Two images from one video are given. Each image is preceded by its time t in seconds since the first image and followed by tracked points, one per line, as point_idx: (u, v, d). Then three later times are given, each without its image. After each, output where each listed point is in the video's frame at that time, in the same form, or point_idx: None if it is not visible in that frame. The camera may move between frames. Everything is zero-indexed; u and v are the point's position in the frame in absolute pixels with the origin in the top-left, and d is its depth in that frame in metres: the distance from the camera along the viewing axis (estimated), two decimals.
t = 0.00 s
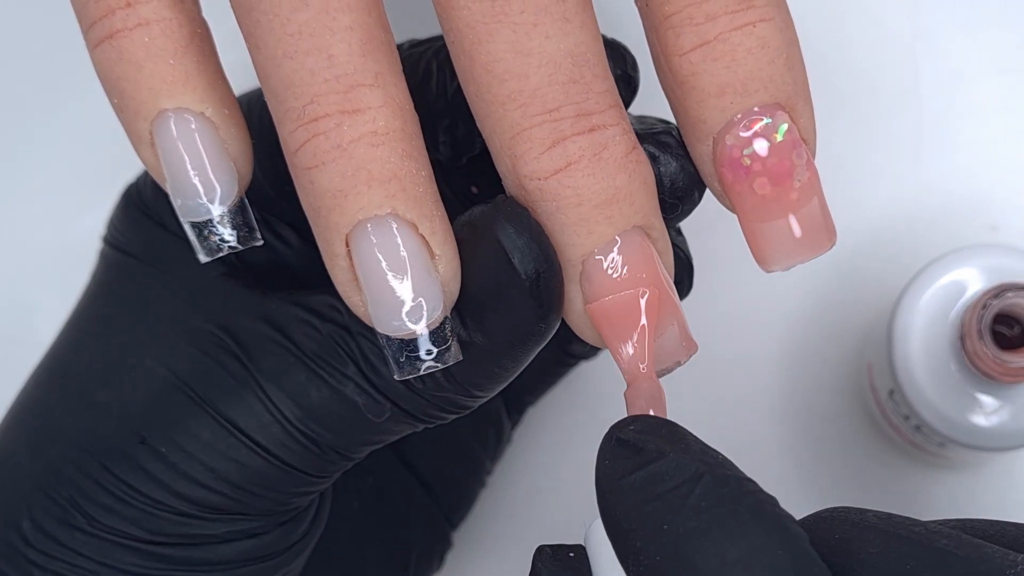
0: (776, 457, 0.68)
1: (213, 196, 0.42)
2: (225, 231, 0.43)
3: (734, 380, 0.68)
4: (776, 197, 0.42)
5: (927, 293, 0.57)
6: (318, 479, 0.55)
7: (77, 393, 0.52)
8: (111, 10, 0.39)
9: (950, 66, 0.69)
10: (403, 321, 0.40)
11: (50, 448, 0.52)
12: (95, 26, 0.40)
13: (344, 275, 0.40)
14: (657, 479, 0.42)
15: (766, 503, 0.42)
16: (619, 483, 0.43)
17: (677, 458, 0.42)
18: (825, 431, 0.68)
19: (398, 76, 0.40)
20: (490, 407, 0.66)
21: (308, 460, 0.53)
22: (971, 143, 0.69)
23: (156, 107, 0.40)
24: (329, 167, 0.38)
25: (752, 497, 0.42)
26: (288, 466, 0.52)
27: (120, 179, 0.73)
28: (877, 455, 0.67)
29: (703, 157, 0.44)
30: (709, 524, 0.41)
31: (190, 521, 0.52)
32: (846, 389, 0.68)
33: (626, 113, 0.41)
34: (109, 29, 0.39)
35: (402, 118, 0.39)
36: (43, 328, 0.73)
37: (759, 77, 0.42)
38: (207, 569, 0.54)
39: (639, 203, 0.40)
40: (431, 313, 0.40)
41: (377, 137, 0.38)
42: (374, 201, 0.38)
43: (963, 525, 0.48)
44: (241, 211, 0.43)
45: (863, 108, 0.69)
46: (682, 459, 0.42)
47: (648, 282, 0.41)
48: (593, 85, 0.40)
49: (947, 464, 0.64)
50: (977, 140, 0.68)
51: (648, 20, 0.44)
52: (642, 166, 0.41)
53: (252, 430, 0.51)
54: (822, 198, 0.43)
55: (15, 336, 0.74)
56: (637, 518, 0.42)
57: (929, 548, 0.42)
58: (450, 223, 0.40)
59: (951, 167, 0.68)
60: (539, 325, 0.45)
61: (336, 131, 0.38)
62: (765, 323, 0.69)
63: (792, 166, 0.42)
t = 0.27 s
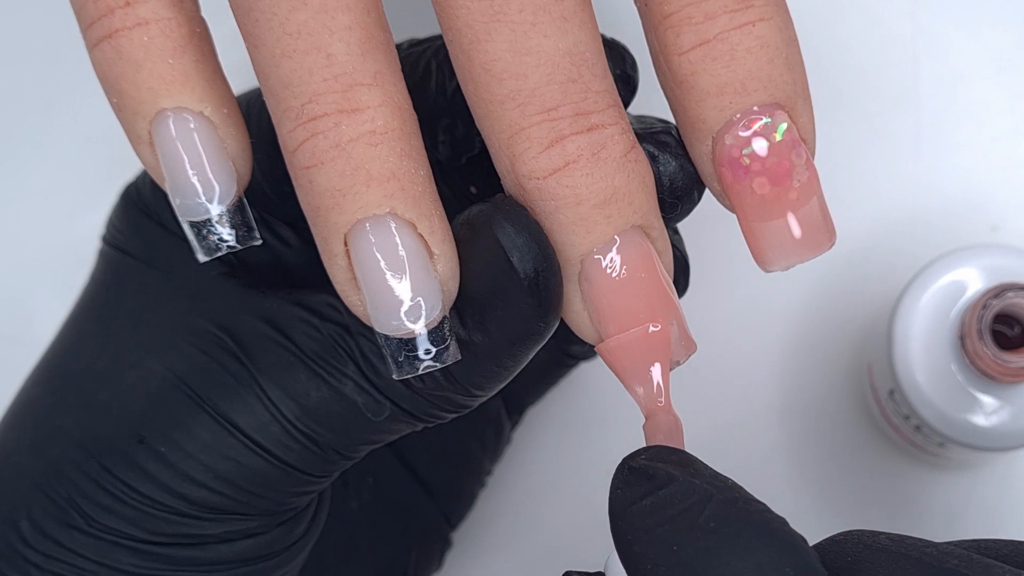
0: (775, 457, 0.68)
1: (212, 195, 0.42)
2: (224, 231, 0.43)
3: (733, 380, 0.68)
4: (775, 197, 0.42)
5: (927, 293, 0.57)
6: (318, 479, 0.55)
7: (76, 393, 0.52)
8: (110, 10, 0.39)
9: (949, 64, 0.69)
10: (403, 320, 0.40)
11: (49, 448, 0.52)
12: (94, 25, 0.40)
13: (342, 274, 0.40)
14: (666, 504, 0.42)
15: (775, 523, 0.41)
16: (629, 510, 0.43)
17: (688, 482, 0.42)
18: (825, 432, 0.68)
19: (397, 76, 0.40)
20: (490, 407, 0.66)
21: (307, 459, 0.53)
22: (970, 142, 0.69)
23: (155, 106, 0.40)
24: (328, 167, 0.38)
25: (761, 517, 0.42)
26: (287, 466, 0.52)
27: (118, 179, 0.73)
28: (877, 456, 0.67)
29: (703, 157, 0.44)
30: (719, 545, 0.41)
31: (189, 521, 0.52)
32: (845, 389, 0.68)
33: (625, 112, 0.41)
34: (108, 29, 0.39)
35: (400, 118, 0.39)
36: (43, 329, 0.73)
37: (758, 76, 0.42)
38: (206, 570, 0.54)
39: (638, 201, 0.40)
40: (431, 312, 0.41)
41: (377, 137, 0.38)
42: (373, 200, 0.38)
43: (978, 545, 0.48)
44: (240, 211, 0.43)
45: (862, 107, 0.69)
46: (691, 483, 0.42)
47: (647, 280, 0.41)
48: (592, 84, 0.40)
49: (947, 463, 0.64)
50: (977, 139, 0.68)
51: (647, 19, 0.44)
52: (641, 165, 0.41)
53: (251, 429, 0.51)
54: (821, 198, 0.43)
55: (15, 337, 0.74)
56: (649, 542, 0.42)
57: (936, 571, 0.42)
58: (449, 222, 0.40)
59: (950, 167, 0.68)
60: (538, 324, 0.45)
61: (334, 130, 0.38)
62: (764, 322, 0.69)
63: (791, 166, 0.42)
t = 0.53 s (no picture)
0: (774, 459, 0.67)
1: (214, 195, 0.42)
2: (224, 230, 0.43)
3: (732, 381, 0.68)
4: (781, 194, 0.42)
5: (926, 294, 0.57)
6: (320, 478, 0.55)
7: (77, 392, 0.52)
8: (111, 10, 0.39)
9: (950, 64, 0.68)
10: (403, 320, 0.40)
11: (49, 447, 0.52)
12: (95, 25, 0.40)
13: (343, 274, 0.40)
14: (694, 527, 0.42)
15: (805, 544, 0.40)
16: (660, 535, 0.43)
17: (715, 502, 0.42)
18: (824, 433, 0.68)
19: (398, 77, 0.40)
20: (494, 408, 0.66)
21: (310, 458, 0.53)
22: (969, 143, 0.68)
23: (156, 106, 0.40)
24: (329, 168, 0.38)
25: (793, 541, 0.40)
26: (290, 464, 0.52)
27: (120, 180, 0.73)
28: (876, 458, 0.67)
29: (706, 156, 0.43)
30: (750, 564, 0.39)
31: (191, 521, 0.52)
32: (844, 390, 0.68)
33: (624, 112, 0.41)
34: (110, 29, 0.39)
35: (400, 120, 0.39)
36: (44, 329, 0.74)
37: (761, 74, 0.42)
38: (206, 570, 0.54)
39: (635, 202, 0.40)
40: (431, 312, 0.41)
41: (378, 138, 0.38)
42: (373, 202, 0.38)
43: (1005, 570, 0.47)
44: (241, 211, 0.43)
45: (861, 107, 0.69)
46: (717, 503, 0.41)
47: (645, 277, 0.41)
48: (590, 85, 0.40)
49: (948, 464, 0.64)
50: (976, 140, 0.68)
51: (649, 18, 0.43)
52: (638, 166, 0.40)
53: (254, 427, 0.51)
54: (826, 194, 0.43)
55: (16, 337, 0.74)
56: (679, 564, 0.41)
57: None
58: (449, 223, 0.40)
59: (949, 168, 0.68)
60: (537, 320, 0.45)
61: (335, 132, 0.38)
62: (763, 324, 0.69)
63: (796, 163, 0.42)
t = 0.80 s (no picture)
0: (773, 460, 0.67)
1: (215, 196, 0.42)
2: (225, 231, 0.43)
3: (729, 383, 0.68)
4: (786, 193, 0.42)
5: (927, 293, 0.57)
6: (323, 478, 0.55)
7: (78, 393, 0.52)
8: (112, 10, 0.39)
9: (949, 64, 0.67)
10: (404, 321, 0.40)
11: (51, 447, 0.52)
12: (96, 25, 0.40)
13: (344, 274, 0.40)
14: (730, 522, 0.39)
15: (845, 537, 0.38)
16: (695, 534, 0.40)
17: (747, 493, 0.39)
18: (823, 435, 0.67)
19: (399, 79, 0.40)
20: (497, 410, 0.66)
21: (313, 457, 0.53)
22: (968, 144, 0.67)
23: (157, 106, 0.40)
24: (330, 170, 0.38)
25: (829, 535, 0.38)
26: (293, 463, 0.52)
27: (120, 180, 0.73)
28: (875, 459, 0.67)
29: (711, 154, 0.43)
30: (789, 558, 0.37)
31: (192, 521, 0.52)
32: (842, 392, 0.67)
33: (625, 113, 0.40)
34: (111, 29, 0.39)
35: (402, 123, 0.38)
36: (43, 328, 0.74)
37: (766, 72, 0.41)
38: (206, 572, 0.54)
39: (633, 203, 0.39)
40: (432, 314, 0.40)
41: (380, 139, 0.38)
42: (375, 204, 0.38)
43: None
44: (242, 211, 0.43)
45: (859, 107, 0.68)
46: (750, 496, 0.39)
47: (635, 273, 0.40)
48: (589, 85, 0.39)
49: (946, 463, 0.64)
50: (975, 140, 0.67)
51: (652, 16, 0.43)
52: (638, 168, 0.40)
53: (257, 426, 0.51)
54: (831, 192, 0.42)
55: (16, 336, 0.74)
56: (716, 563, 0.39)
57: None
58: (449, 224, 0.40)
59: (948, 169, 0.67)
60: (536, 317, 0.45)
61: (337, 135, 0.38)
62: (762, 324, 0.68)
63: (800, 161, 0.42)
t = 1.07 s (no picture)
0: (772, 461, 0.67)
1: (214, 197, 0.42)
2: (225, 231, 0.43)
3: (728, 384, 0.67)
4: (790, 191, 0.42)
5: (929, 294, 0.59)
6: (327, 478, 0.55)
7: (80, 395, 0.53)
8: (112, 11, 0.39)
9: (949, 65, 0.67)
10: (404, 323, 0.40)
11: (52, 449, 0.52)
12: (96, 26, 0.40)
13: (343, 275, 0.40)
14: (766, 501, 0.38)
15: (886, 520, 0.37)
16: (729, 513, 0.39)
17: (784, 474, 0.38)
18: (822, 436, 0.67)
19: (399, 83, 0.39)
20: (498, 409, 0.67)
21: (317, 457, 0.53)
22: (968, 144, 0.67)
23: (157, 107, 0.40)
24: (331, 175, 0.38)
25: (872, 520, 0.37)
26: (297, 463, 0.52)
27: (120, 180, 0.74)
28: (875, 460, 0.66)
29: (714, 152, 0.43)
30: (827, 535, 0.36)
31: (195, 523, 0.52)
32: (841, 393, 0.67)
33: (622, 116, 0.40)
34: (111, 30, 0.39)
35: (402, 127, 0.38)
36: (43, 327, 0.74)
37: (768, 70, 0.41)
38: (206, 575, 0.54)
39: (626, 207, 0.39)
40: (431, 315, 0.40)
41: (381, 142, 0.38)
42: (375, 208, 0.38)
43: None
44: (241, 211, 0.43)
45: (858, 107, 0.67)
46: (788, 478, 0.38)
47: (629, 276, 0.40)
48: (583, 88, 0.39)
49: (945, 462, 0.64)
50: (976, 140, 0.66)
51: (653, 15, 0.43)
52: (632, 172, 0.39)
53: (262, 426, 0.51)
54: (835, 190, 0.42)
55: (17, 336, 0.74)
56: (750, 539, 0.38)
57: None
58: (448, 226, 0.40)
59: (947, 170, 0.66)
60: (532, 316, 0.45)
61: (338, 139, 0.38)
62: (761, 325, 0.68)
63: (804, 159, 0.42)
